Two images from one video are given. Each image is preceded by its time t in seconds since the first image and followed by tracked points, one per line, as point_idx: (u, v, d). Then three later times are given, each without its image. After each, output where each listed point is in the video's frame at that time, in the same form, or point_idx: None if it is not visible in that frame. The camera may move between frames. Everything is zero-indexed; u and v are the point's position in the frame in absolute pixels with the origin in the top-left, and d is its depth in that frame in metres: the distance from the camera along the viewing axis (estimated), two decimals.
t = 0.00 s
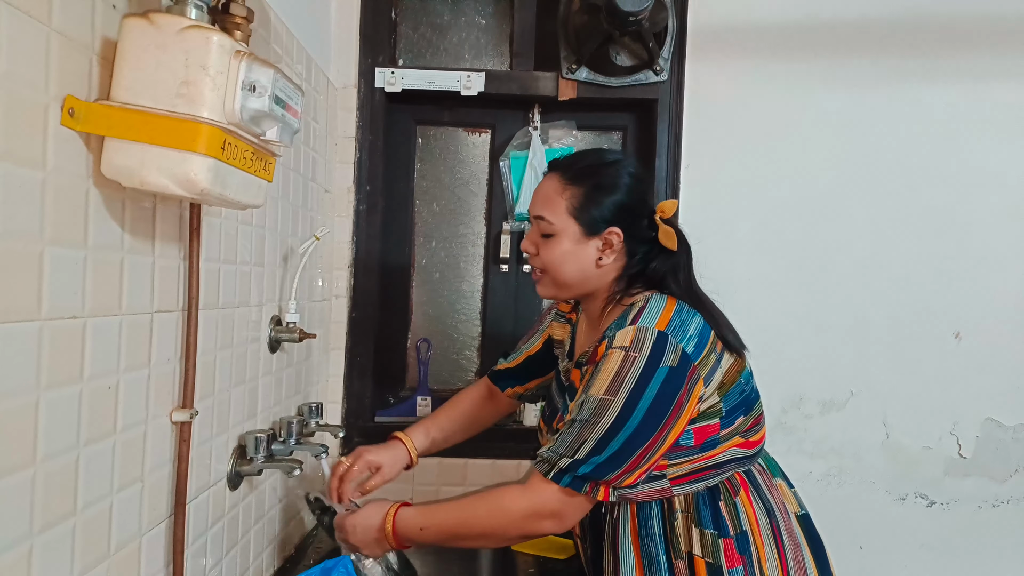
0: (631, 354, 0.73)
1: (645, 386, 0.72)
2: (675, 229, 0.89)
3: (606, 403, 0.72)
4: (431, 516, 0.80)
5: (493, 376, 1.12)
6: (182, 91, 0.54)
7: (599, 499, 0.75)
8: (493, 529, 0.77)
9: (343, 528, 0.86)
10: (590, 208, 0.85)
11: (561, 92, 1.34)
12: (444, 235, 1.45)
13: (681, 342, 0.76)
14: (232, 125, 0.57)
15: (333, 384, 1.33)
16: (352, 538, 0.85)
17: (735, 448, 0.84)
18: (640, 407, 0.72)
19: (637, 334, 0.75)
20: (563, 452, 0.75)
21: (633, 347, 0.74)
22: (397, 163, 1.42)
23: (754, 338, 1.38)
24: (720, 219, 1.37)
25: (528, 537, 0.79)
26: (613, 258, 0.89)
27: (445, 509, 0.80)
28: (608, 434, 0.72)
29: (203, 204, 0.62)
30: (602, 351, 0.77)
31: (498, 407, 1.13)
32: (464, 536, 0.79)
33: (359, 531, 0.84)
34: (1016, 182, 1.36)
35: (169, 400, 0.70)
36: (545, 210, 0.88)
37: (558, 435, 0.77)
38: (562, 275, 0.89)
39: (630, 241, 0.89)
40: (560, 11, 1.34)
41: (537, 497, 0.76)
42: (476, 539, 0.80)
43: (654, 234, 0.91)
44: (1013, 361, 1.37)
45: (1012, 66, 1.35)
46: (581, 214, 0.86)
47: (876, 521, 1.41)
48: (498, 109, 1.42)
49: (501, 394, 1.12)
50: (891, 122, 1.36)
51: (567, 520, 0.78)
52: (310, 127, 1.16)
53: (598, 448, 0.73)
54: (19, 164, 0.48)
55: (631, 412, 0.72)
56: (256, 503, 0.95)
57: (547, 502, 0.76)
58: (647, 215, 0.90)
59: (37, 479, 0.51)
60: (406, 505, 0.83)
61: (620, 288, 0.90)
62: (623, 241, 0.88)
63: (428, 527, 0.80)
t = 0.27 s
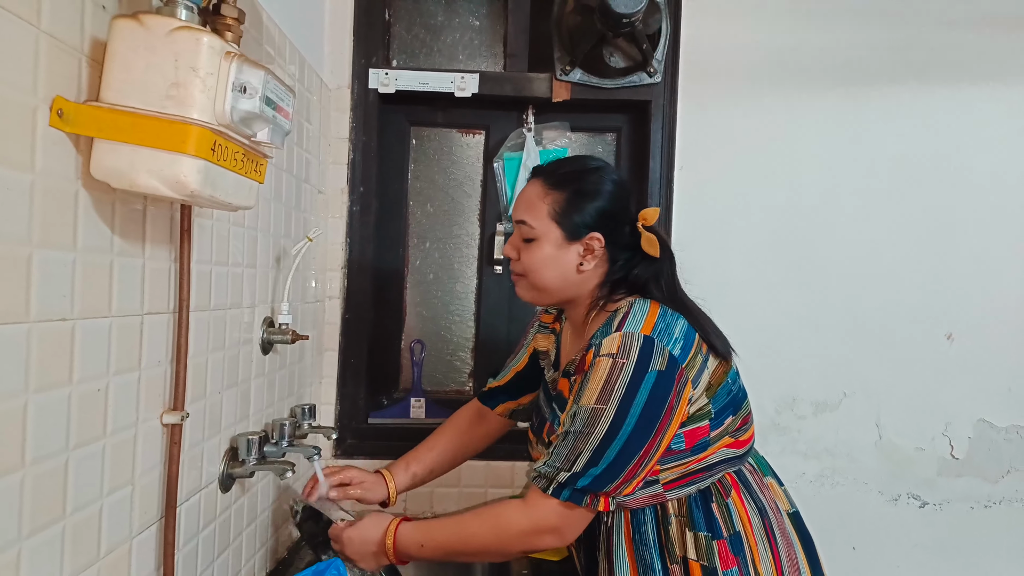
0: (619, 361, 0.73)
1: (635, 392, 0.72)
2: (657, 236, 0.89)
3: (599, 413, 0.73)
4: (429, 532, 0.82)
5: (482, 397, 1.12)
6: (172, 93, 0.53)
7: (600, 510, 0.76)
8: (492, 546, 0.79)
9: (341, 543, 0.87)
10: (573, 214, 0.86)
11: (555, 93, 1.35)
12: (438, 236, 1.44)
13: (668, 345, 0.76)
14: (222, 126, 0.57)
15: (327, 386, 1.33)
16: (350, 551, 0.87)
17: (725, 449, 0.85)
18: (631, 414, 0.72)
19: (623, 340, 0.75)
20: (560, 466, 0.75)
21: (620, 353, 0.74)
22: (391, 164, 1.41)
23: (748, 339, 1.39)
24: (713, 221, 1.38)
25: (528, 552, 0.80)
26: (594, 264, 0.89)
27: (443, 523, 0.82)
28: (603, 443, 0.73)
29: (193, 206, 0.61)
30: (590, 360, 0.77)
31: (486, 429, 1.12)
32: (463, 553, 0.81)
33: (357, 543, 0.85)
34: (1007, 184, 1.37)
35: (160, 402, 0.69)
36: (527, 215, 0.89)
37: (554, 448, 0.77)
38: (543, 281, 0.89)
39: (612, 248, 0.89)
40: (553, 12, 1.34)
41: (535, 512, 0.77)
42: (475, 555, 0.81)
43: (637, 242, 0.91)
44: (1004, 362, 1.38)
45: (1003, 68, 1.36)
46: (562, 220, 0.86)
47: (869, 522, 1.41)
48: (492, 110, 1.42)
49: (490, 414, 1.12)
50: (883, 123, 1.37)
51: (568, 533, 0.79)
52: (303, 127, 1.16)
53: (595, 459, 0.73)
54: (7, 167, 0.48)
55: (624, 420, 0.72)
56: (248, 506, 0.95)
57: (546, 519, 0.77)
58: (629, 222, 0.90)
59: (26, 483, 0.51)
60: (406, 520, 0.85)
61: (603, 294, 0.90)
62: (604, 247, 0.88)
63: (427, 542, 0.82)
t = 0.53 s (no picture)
0: (613, 355, 0.73)
1: (633, 384, 0.72)
2: (640, 231, 0.89)
3: (598, 409, 0.73)
4: (440, 530, 0.82)
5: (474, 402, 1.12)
6: (160, 84, 0.53)
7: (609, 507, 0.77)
8: (503, 546, 0.80)
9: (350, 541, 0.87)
10: (551, 211, 0.86)
11: (549, 88, 1.34)
12: (433, 230, 1.44)
13: (660, 336, 0.76)
14: (212, 118, 0.56)
15: (321, 380, 1.33)
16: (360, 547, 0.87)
17: (718, 440, 0.85)
18: (630, 410, 0.73)
19: (616, 334, 0.75)
20: (566, 467, 0.75)
21: (614, 347, 0.74)
22: (385, 158, 1.41)
23: (741, 333, 1.39)
24: (708, 215, 1.38)
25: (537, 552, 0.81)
26: (575, 258, 0.89)
27: (454, 523, 0.82)
28: (606, 441, 0.73)
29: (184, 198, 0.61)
30: (584, 357, 0.76)
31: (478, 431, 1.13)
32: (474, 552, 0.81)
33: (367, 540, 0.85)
34: (1000, 179, 1.37)
35: (151, 396, 0.69)
36: (507, 212, 0.89)
37: (556, 450, 0.77)
38: (525, 277, 0.89)
39: (593, 242, 0.89)
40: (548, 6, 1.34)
41: (545, 514, 0.78)
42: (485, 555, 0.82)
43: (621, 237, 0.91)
44: (995, 356, 1.39)
45: (996, 64, 1.36)
46: (543, 215, 0.86)
47: (860, 515, 1.42)
48: (486, 104, 1.42)
49: (483, 418, 1.12)
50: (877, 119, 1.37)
51: (578, 534, 0.80)
52: (297, 121, 1.16)
53: (599, 457, 0.74)
54: None
55: (624, 415, 0.73)
56: (241, 499, 0.95)
57: (556, 521, 0.78)
58: (611, 218, 0.90)
59: (14, 476, 0.50)
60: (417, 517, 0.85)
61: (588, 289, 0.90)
62: (584, 241, 0.88)
63: (438, 541, 0.82)
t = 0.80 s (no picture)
0: (625, 346, 0.74)
1: (647, 375, 0.73)
2: (646, 220, 0.89)
3: (613, 401, 0.73)
4: (465, 524, 0.82)
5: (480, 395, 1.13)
6: (168, 80, 0.54)
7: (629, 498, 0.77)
8: (529, 538, 0.80)
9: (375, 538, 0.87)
10: (555, 202, 0.86)
11: (555, 78, 1.34)
12: (440, 223, 1.44)
13: (672, 326, 0.76)
14: (220, 114, 0.57)
15: (331, 372, 1.34)
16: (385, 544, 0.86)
17: (729, 429, 0.85)
18: (645, 400, 0.73)
19: (627, 325, 0.75)
20: (585, 460, 0.76)
21: (626, 338, 0.74)
22: (392, 151, 1.41)
23: (751, 323, 1.38)
24: (716, 204, 1.37)
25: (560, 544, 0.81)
26: (582, 248, 0.88)
27: (478, 517, 0.82)
28: (624, 432, 0.74)
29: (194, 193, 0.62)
30: (596, 349, 0.77)
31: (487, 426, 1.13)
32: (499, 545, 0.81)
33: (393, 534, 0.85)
34: (1013, 165, 1.35)
35: (164, 388, 0.70)
36: (512, 205, 0.90)
37: (573, 445, 0.77)
38: (530, 268, 0.89)
39: (598, 232, 0.88)
40: None
41: (569, 508, 0.78)
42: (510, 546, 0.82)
43: (627, 228, 0.91)
44: (1007, 344, 1.38)
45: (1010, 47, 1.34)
46: (547, 207, 0.86)
47: (870, 503, 1.42)
48: (492, 96, 1.41)
49: (491, 412, 1.12)
50: (888, 105, 1.35)
51: (602, 527, 0.80)
52: (304, 115, 1.16)
53: (618, 449, 0.74)
54: (5, 156, 0.48)
55: (639, 407, 0.73)
56: (254, 490, 0.96)
57: (581, 514, 0.78)
58: (616, 207, 0.90)
59: (31, 468, 0.52)
60: (443, 511, 0.85)
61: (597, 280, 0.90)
62: (590, 230, 0.88)
63: (463, 535, 0.82)
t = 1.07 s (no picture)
0: (649, 336, 0.74)
1: (670, 365, 0.73)
2: (667, 206, 0.88)
3: (637, 391, 0.73)
4: (489, 515, 0.85)
5: (504, 391, 1.14)
6: (185, 76, 0.54)
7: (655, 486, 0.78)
8: (555, 527, 0.81)
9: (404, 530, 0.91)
10: (575, 190, 0.86)
11: (567, 69, 1.33)
12: (453, 214, 1.45)
13: (694, 317, 0.76)
14: (237, 108, 0.57)
15: (346, 363, 1.36)
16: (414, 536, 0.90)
17: (746, 420, 0.85)
18: (668, 391, 0.73)
19: (650, 315, 0.75)
20: (608, 452, 0.76)
21: (649, 328, 0.74)
22: (404, 144, 1.41)
23: (764, 313, 1.38)
24: (729, 194, 1.36)
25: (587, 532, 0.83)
26: (603, 235, 0.89)
27: (502, 511, 0.84)
28: (647, 423, 0.74)
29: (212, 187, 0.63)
30: (618, 338, 0.77)
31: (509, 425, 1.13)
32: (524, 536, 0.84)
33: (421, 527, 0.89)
34: None
35: (184, 379, 0.72)
36: (532, 194, 0.90)
37: (596, 435, 0.77)
38: (553, 256, 0.89)
39: (619, 219, 0.88)
40: None
41: (592, 498, 0.79)
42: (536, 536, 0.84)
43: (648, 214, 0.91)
44: None
45: None
46: (567, 195, 0.86)
47: (884, 493, 1.41)
48: (503, 87, 1.41)
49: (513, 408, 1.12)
50: (906, 92, 1.33)
51: (627, 513, 0.80)
52: (317, 108, 1.17)
53: (642, 439, 0.74)
54: (29, 152, 0.49)
55: (662, 398, 0.73)
56: (272, 478, 0.98)
57: (605, 503, 0.79)
58: (637, 192, 0.89)
59: (58, 458, 0.53)
60: (468, 502, 0.88)
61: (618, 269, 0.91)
62: (611, 217, 0.88)
63: (489, 527, 0.85)
